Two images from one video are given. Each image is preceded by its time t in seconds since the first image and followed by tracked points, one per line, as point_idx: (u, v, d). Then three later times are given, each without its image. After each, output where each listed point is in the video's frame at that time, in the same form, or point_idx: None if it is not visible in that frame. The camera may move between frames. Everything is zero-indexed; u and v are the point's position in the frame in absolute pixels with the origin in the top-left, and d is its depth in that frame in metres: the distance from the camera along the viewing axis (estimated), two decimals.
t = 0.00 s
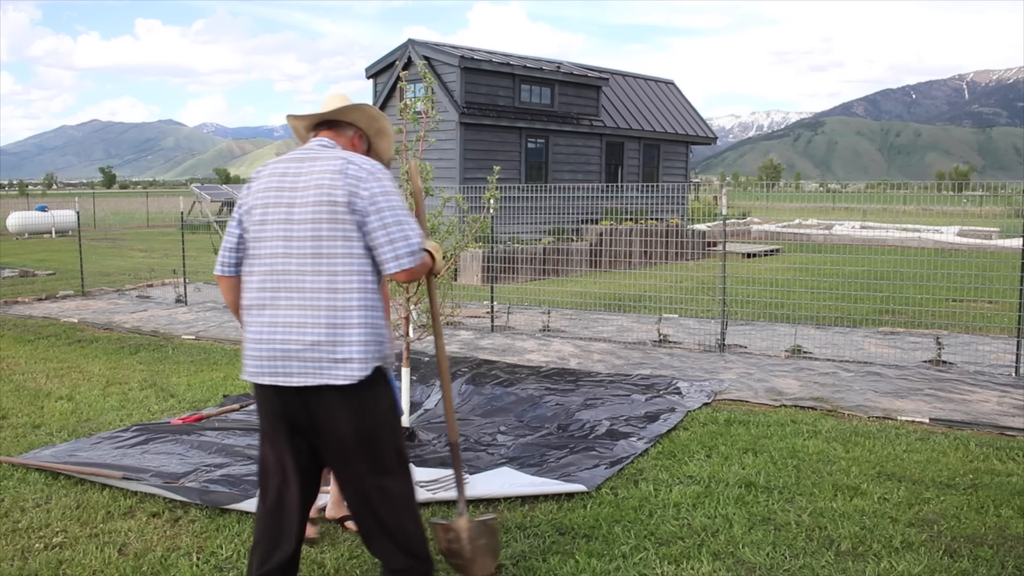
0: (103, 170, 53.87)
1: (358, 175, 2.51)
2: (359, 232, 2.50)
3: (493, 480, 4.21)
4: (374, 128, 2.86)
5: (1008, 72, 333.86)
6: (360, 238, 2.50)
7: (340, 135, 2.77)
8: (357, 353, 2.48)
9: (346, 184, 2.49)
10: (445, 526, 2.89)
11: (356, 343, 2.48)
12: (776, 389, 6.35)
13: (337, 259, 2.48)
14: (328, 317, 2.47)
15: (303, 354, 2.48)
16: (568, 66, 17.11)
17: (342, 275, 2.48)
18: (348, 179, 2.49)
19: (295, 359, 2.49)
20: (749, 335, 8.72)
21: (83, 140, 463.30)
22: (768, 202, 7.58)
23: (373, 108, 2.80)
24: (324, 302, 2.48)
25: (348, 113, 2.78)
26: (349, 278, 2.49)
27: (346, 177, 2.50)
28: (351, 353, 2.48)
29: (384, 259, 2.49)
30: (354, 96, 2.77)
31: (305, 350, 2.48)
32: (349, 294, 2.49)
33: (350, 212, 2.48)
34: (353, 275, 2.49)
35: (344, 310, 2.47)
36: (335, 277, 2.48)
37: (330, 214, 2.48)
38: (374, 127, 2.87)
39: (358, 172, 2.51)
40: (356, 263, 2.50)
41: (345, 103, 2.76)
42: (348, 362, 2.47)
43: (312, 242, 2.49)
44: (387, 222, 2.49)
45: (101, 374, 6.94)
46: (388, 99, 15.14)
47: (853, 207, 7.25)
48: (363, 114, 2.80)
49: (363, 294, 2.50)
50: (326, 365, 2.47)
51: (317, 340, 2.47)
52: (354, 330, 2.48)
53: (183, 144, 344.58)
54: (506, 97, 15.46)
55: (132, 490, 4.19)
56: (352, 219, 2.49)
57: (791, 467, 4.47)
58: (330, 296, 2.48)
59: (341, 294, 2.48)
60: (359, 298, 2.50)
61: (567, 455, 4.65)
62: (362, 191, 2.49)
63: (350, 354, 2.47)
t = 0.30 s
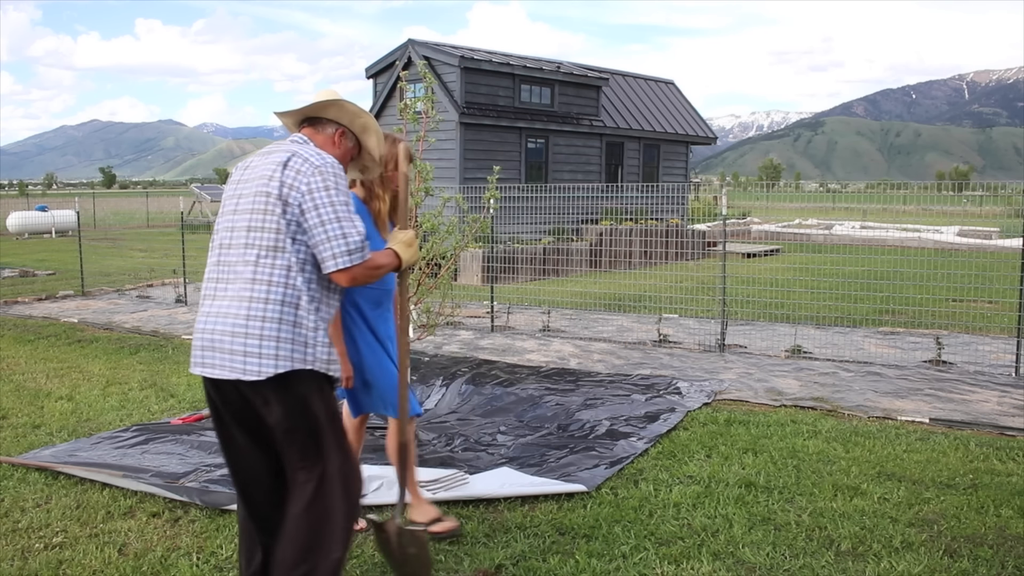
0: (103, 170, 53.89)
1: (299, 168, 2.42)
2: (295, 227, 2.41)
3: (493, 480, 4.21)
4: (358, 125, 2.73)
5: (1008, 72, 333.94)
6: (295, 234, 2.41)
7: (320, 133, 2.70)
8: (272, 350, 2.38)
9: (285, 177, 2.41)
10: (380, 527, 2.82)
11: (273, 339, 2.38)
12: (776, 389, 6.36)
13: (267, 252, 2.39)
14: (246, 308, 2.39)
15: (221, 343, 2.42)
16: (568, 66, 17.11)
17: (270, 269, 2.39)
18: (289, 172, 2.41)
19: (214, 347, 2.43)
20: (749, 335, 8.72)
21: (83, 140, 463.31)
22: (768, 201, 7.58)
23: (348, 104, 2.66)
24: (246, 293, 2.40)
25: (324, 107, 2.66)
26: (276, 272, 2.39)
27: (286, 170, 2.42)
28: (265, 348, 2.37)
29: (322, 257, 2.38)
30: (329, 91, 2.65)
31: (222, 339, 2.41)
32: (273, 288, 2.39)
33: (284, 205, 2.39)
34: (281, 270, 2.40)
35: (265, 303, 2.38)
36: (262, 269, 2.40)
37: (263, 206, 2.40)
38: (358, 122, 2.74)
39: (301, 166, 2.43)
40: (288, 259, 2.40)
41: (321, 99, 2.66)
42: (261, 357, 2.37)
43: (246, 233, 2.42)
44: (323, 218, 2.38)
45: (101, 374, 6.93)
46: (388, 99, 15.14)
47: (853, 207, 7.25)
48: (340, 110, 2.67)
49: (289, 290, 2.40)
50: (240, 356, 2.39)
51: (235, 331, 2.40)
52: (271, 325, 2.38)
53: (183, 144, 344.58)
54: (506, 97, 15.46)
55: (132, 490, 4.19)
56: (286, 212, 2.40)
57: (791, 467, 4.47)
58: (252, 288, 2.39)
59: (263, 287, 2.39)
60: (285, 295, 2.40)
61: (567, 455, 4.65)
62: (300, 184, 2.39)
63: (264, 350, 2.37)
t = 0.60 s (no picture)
0: (103, 171, 53.90)
1: (268, 163, 2.38)
2: (261, 224, 2.37)
3: (493, 480, 4.21)
4: (349, 125, 2.58)
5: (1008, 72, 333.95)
6: (261, 230, 2.38)
7: (310, 134, 2.57)
8: (227, 352, 2.37)
9: (252, 172, 2.38)
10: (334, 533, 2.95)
11: (228, 341, 2.38)
12: (776, 389, 6.36)
13: (231, 250, 2.38)
14: (207, 309, 2.39)
15: (187, 341, 2.45)
16: (568, 66, 17.12)
17: (232, 268, 2.38)
18: (257, 167, 2.38)
19: (181, 345, 2.47)
20: (749, 335, 8.72)
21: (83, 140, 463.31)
22: (768, 201, 7.58)
23: (337, 102, 2.53)
24: (209, 293, 2.40)
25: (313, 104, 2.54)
26: (238, 271, 2.37)
27: (254, 165, 2.39)
28: (220, 351, 2.38)
29: (288, 253, 2.33)
30: (318, 89, 2.53)
31: (186, 337, 2.45)
32: (232, 289, 2.38)
33: (249, 201, 2.37)
34: (242, 269, 2.38)
35: (224, 304, 2.37)
36: (225, 268, 2.38)
37: (230, 203, 2.38)
38: (350, 123, 2.59)
39: (269, 160, 2.39)
40: (252, 257, 2.38)
41: (310, 98, 2.54)
42: (216, 359, 2.38)
43: (214, 231, 2.41)
44: (287, 213, 2.33)
45: (101, 374, 6.94)
46: (389, 99, 15.14)
47: (853, 207, 7.25)
48: (329, 109, 2.54)
49: (249, 291, 2.38)
50: (198, 357, 2.41)
51: (197, 331, 2.42)
52: (228, 327, 2.37)
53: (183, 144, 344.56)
54: (506, 98, 15.46)
55: (132, 490, 4.19)
56: (250, 208, 2.37)
57: (791, 467, 4.47)
58: (215, 287, 2.39)
59: (224, 287, 2.38)
60: (244, 296, 2.37)
61: (567, 455, 4.65)
62: (266, 178, 2.36)
63: (219, 353, 2.38)
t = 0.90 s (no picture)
0: (103, 171, 53.91)
1: (249, 161, 2.40)
2: (245, 225, 2.37)
3: (493, 480, 4.21)
4: (345, 119, 2.53)
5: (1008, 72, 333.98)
6: (246, 232, 2.38)
7: (306, 128, 2.53)
8: (211, 360, 2.37)
9: (235, 171, 2.40)
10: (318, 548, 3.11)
11: (213, 348, 2.37)
12: (776, 389, 6.36)
13: (217, 253, 2.38)
14: (193, 315, 2.40)
15: (177, 348, 2.46)
16: (568, 66, 17.12)
17: (217, 272, 2.38)
18: (240, 165, 2.41)
19: (171, 353, 2.48)
20: (749, 335, 8.72)
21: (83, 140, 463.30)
22: (767, 201, 7.59)
23: (332, 95, 2.49)
24: (195, 299, 2.41)
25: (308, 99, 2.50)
26: (223, 274, 2.37)
27: (237, 165, 2.41)
28: (205, 359, 2.38)
29: (275, 252, 2.32)
30: (313, 83, 2.50)
31: (176, 346, 2.46)
32: (216, 294, 2.37)
33: (232, 202, 2.38)
34: (226, 273, 2.37)
35: (208, 311, 2.37)
36: (210, 271, 2.39)
37: (215, 204, 2.40)
38: (347, 117, 2.54)
39: (251, 158, 2.40)
40: (237, 261, 2.37)
41: (305, 92, 2.50)
42: (202, 367, 2.38)
43: (202, 234, 2.43)
44: (268, 210, 2.32)
45: (101, 374, 6.94)
46: (389, 99, 15.15)
47: (853, 207, 7.26)
48: (325, 103, 2.50)
49: (233, 294, 2.36)
50: (185, 366, 2.42)
51: (186, 337, 2.42)
52: (212, 333, 2.37)
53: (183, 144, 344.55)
54: (506, 97, 15.46)
55: (132, 490, 4.19)
56: (234, 209, 2.38)
57: (791, 467, 4.47)
58: (201, 293, 2.40)
59: (209, 293, 2.38)
60: (228, 301, 2.36)
61: (567, 455, 4.65)
62: (248, 176, 2.37)
63: (204, 361, 2.38)
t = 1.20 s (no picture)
0: (103, 171, 53.93)
1: (242, 165, 2.38)
2: (236, 231, 2.37)
3: (493, 480, 4.21)
4: (355, 125, 2.49)
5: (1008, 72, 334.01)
6: (236, 238, 2.37)
7: (314, 133, 2.50)
8: (198, 368, 2.38)
9: (230, 175, 2.40)
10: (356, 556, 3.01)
11: (201, 356, 2.38)
12: (776, 389, 6.36)
13: (208, 260, 2.39)
14: (185, 321, 2.42)
15: (172, 353, 2.49)
16: (568, 66, 17.13)
17: (207, 278, 2.38)
18: (234, 170, 2.40)
19: (165, 356, 2.50)
20: (749, 335, 8.73)
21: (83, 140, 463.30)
22: (767, 201, 7.59)
23: (339, 101, 2.46)
24: (188, 305, 2.42)
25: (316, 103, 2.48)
26: (213, 281, 2.37)
27: (233, 169, 2.40)
28: (193, 367, 2.39)
29: (262, 260, 2.29)
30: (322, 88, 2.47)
31: (171, 349, 2.49)
32: (205, 302, 2.38)
33: (224, 208, 2.38)
34: (216, 280, 2.37)
35: (197, 318, 2.38)
36: (202, 276, 2.40)
37: (210, 210, 2.41)
38: (356, 124, 2.50)
39: (246, 162, 2.39)
40: (225, 268, 2.37)
41: (313, 98, 2.48)
42: (188, 374, 2.40)
43: (198, 239, 2.44)
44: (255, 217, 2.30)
45: (101, 374, 6.94)
46: (389, 99, 15.14)
47: (853, 207, 7.26)
48: (332, 108, 2.47)
49: (221, 303, 2.36)
50: (175, 372, 2.44)
51: (178, 342, 2.43)
52: (200, 341, 2.37)
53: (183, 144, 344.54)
54: (507, 97, 15.46)
55: (132, 491, 4.19)
56: (226, 216, 2.38)
57: (791, 467, 4.47)
58: (192, 299, 2.41)
59: (199, 299, 2.39)
60: (216, 309, 2.36)
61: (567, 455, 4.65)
62: (239, 181, 2.36)
63: (191, 369, 2.39)
